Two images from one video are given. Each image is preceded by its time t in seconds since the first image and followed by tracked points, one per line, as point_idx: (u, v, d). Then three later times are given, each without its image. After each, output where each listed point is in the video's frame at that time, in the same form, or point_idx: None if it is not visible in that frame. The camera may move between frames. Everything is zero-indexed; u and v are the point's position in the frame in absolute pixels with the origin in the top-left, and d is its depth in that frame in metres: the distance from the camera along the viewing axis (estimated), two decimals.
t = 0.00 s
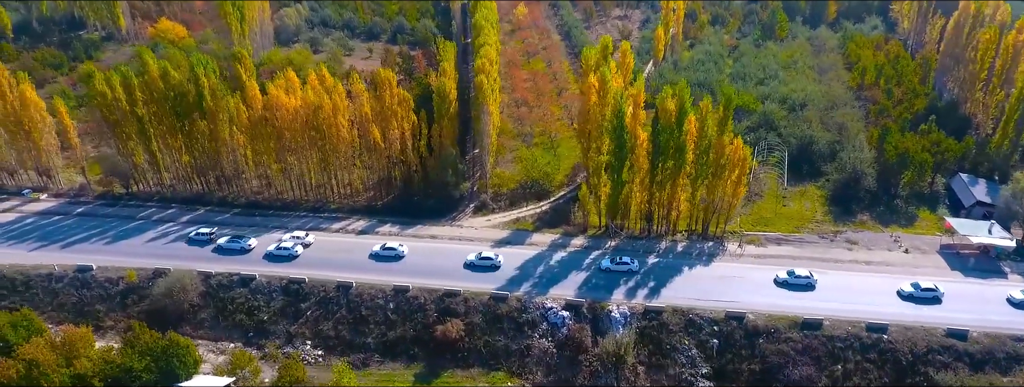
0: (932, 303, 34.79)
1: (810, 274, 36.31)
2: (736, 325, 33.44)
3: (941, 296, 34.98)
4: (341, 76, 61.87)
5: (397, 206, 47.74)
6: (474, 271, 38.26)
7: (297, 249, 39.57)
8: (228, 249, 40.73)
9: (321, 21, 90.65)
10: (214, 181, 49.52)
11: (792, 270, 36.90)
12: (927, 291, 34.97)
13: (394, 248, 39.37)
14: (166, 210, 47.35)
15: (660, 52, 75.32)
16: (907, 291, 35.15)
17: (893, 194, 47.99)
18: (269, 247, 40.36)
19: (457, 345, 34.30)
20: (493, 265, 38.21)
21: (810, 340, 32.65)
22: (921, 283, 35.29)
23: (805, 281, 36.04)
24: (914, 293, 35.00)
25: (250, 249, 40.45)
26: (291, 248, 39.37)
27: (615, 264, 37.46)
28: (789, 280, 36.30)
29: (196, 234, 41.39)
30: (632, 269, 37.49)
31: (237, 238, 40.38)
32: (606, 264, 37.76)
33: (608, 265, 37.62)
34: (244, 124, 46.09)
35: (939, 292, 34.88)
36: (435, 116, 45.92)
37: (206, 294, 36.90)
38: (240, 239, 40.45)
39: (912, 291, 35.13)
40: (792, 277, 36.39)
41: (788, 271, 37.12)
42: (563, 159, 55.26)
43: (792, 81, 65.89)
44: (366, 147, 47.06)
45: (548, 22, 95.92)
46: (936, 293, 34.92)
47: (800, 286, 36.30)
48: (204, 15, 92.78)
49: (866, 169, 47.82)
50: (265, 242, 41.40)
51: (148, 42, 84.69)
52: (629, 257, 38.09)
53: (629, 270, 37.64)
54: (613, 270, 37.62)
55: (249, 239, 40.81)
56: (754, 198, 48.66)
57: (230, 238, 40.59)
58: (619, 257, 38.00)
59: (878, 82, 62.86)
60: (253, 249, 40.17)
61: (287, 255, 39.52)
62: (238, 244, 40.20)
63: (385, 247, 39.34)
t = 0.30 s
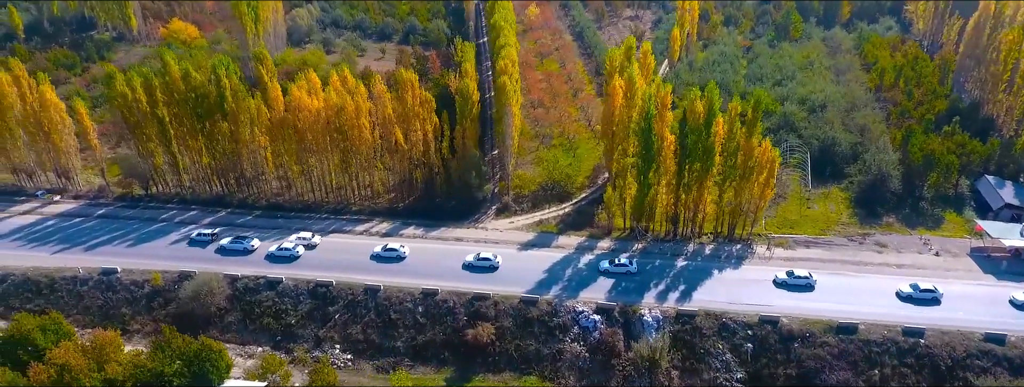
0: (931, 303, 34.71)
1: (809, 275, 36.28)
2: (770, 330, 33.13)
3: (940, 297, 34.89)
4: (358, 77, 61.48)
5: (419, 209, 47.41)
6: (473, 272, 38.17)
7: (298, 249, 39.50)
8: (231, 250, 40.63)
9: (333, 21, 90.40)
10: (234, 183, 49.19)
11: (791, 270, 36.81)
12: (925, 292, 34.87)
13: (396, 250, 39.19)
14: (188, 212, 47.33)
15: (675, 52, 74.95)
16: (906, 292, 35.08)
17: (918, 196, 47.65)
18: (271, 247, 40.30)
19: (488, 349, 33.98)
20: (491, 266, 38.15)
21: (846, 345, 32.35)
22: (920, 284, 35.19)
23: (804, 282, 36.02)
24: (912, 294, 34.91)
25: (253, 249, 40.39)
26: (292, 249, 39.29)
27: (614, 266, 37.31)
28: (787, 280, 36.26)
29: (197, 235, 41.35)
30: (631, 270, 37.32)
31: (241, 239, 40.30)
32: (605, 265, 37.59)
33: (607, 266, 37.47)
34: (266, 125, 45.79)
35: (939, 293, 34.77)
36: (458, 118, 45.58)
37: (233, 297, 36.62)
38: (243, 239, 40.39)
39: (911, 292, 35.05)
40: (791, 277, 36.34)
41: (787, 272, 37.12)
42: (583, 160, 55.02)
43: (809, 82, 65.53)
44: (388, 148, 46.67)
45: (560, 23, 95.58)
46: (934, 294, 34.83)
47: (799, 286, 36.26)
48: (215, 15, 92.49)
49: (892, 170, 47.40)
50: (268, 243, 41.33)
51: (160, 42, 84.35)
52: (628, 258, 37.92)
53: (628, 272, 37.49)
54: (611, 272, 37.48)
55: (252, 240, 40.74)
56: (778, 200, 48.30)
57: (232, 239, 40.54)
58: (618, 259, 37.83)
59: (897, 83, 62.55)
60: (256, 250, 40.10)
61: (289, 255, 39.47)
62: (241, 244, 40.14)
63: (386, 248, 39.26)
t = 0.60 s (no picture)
0: (929, 305, 34.59)
1: (808, 275, 36.16)
2: (805, 334, 32.80)
3: (939, 298, 34.73)
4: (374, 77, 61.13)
5: (441, 211, 47.01)
6: (472, 273, 38.08)
7: (301, 250, 39.37)
8: (234, 251, 40.53)
9: (343, 22, 90.08)
10: (254, 185, 48.83)
11: (790, 271, 36.68)
12: (924, 293, 34.70)
13: (397, 251, 39.10)
14: (208, 214, 47.07)
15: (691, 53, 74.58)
16: (904, 293, 34.91)
17: (943, 198, 47.30)
18: (274, 248, 40.18)
19: (519, 353, 33.66)
20: (490, 267, 38.07)
21: (883, 349, 32.06)
22: (918, 285, 35.03)
23: (803, 282, 35.90)
24: (911, 295, 34.77)
25: (255, 250, 40.27)
26: (295, 250, 39.16)
27: (611, 267, 37.26)
28: (787, 281, 36.16)
29: (198, 236, 41.20)
30: (627, 271, 37.35)
31: (243, 240, 40.19)
32: (602, 266, 37.53)
33: (605, 267, 37.43)
34: (287, 127, 45.38)
35: (937, 294, 34.62)
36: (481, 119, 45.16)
37: (259, 301, 36.28)
38: (246, 240, 40.27)
39: (909, 293, 34.86)
40: (790, 278, 36.22)
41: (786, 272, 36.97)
42: (603, 162, 54.71)
43: (827, 83, 65.17)
44: (409, 150, 46.22)
45: (571, 24, 95.18)
46: (933, 294, 34.68)
47: (799, 287, 36.14)
48: (225, 16, 92.24)
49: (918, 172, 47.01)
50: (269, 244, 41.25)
51: (171, 43, 84.07)
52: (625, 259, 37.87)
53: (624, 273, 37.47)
54: (609, 273, 37.44)
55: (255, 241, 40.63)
56: (802, 202, 47.94)
57: (236, 240, 40.42)
58: (616, 260, 37.80)
59: (916, 84, 62.18)
60: (258, 251, 39.92)
61: (291, 256, 39.33)
62: (245, 245, 40.04)
63: (388, 249, 39.14)
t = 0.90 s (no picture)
0: (928, 306, 34.53)
1: (807, 277, 35.92)
2: (840, 338, 32.46)
3: (937, 299, 34.66)
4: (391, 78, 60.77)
5: (464, 213, 46.61)
6: (471, 274, 37.86)
7: (305, 251, 39.27)
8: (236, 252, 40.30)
9: (354, 22, 89.69)
10: (274, 187, 48.44)
11: (790, 272, 36.42)
12: (923, 294, 34.64)
13: (398, 252, 38.88)
14: (229, 216, 46.77)
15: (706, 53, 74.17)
16: (904, 293, 34.83)
17: (970, 200, 46.88)
18: (277, 249, 40.01)
19: (551, 358, 33.37)
20: (491, 268, 37.86)
21: (920, 354, 31.73)
22: (917, 286, 34.93)
23: (803, 284, 35.66)
24: (909, 296, 34.72)
25: (258, 251, 40.04)
26: (298, 251, 39.06)
27: (609, 267, 37.13)
28: (786, 282, 35.91)
29: (198, 236, 40.97)
30: (625, 272, 37.18)
31: (245, 241, 39.96)
32: (600, 267, 37.44)
33: (603, 268, 37.36)
34: (308, 128, 44.91)
35: (936, 295, 34.55)
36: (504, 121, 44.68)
37: (286, 304, 35.95)
38: (249, 241, 40.05)
39: (909, 293, 34.78)
40: (789, 279, 35.96)
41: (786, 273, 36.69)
42: (623, 163, 54.35)
43: (845, 84, 64.79)
44: (431, 151, 45.78)
45: (583, 24, 94.76)
46: (932, 296, 34.61)
47: (798, 288, 35.92)
48: (236, 16, 91.92)
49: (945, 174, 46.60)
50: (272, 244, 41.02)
51: (183, 43, 83.73)
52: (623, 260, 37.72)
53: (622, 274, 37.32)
54: (607, 274, 37.34)
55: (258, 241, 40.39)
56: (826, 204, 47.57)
57: (239, 240, 40.18)
58: (614, 260, 37.67)
59: (936, 85, 61.78)
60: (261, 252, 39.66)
61: (294, 257, 39.23)
62: (248, 245, 39.81)
63: (390, 250, 38.94)
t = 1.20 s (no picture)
0: (927, 307, 34.43)
1: (807, 278, 35.64)
2: (877, 343, 32.10)
3: (935, 300, 34.58)
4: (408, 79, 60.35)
5: (486, 216, 46.21)
6: (471, 275, 37.68)
7: (307, 253, 39.09)
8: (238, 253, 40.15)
9: (365, 22, 89.27)
10: (294, 189, 48.01)
11: (789, 273, 36.15)
12: (922, 295, 34.54)
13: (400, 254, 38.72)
14: (250, 218, 46.40)
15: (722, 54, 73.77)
16: (903, 295, 34.69)
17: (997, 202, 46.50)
18: (279, 250, 39.84)
19: (584, 363, 33.02)
20: (491, 269, 37.65)
21: (959, 359, 31.38)
22: (915, 287, 34.81)
23: (803, 285, 35.43)
24: (909, 297, 34.55)
25: (260, 252, 39.84)
26: (301, 252, 38.90)
27: (607, 269, 37.04)
28: (785, 284, 35.65)
29: (197, 238, 40.80)
30: (622, 274, 37.03)
31: (248, 242, 39.80)
32: (599, 268, 37.38)
33: (600, 269, 37.27)
34: (329, 130, 44.45)
35: (934, 296, 34.47)
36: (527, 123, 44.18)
37: (314, 308, 35.59)
38: (251, 242, 39.88)
39: (907, 295, 34.66)
40: (789, 281, 35.70)
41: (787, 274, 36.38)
42: (643, 165, 53.95)
43: (863, 84, 64.38)
44: (453, 153, 45.35)
45: (594, 24, 94.33)
46: (931, 297, 34.51)
47: (798, 289, 35.72)
48: (246, 16, 91.54)
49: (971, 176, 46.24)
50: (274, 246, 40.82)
51: (194, 44, 83.34)
52: (621, 261, 37.62)
53: (619, 275, 37.18)
54: (605, 275, 37.24)
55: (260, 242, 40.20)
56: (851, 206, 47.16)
57: (241, 242, 40.01)
58: (612, 262, 37.56)
59: (956, 86, 61.40)
60: (262, 253, 39.48)
61: (297, 259, 39.08)
62: (252, 247, 39.61)
63: (392, 252, 38.80)
